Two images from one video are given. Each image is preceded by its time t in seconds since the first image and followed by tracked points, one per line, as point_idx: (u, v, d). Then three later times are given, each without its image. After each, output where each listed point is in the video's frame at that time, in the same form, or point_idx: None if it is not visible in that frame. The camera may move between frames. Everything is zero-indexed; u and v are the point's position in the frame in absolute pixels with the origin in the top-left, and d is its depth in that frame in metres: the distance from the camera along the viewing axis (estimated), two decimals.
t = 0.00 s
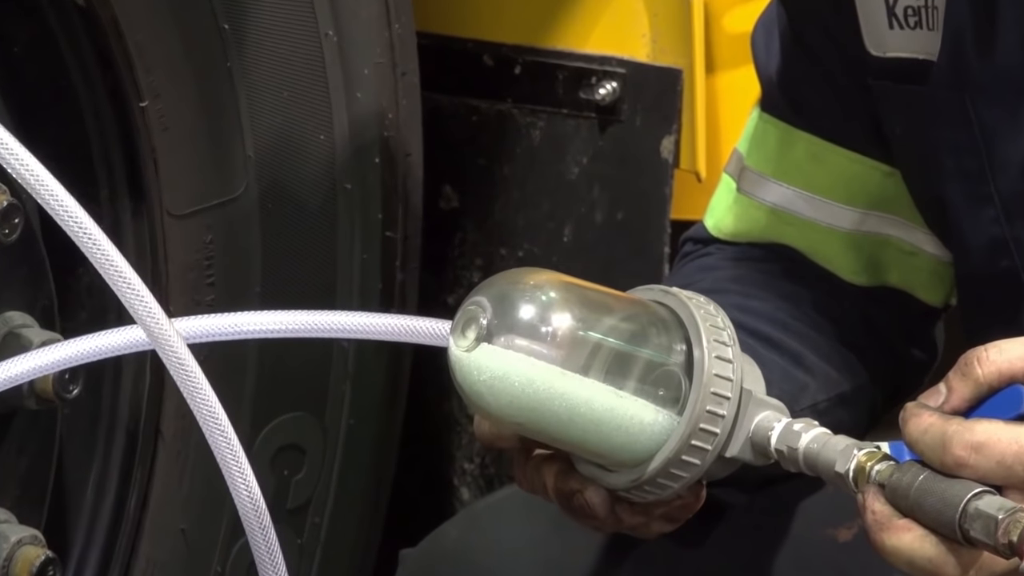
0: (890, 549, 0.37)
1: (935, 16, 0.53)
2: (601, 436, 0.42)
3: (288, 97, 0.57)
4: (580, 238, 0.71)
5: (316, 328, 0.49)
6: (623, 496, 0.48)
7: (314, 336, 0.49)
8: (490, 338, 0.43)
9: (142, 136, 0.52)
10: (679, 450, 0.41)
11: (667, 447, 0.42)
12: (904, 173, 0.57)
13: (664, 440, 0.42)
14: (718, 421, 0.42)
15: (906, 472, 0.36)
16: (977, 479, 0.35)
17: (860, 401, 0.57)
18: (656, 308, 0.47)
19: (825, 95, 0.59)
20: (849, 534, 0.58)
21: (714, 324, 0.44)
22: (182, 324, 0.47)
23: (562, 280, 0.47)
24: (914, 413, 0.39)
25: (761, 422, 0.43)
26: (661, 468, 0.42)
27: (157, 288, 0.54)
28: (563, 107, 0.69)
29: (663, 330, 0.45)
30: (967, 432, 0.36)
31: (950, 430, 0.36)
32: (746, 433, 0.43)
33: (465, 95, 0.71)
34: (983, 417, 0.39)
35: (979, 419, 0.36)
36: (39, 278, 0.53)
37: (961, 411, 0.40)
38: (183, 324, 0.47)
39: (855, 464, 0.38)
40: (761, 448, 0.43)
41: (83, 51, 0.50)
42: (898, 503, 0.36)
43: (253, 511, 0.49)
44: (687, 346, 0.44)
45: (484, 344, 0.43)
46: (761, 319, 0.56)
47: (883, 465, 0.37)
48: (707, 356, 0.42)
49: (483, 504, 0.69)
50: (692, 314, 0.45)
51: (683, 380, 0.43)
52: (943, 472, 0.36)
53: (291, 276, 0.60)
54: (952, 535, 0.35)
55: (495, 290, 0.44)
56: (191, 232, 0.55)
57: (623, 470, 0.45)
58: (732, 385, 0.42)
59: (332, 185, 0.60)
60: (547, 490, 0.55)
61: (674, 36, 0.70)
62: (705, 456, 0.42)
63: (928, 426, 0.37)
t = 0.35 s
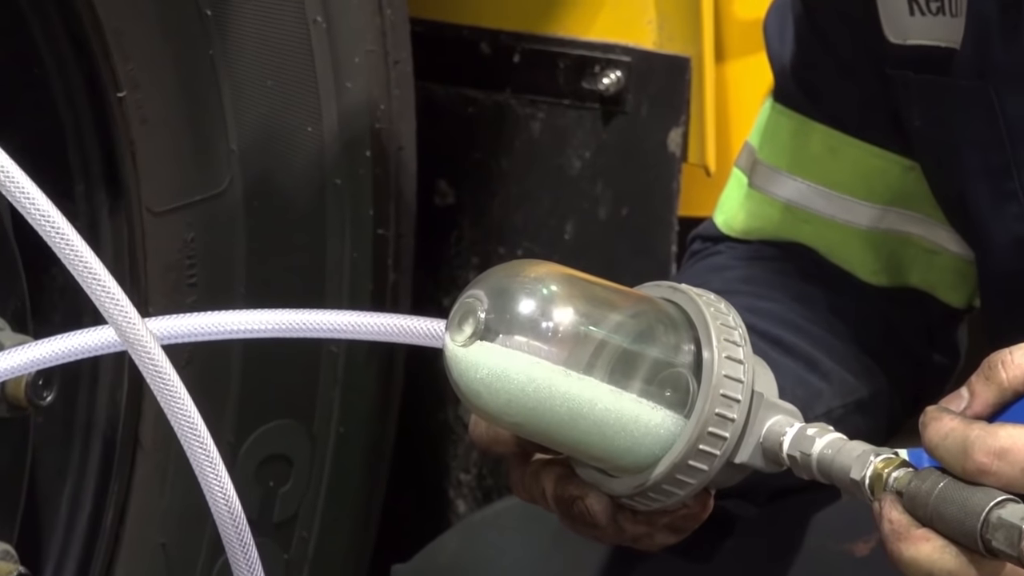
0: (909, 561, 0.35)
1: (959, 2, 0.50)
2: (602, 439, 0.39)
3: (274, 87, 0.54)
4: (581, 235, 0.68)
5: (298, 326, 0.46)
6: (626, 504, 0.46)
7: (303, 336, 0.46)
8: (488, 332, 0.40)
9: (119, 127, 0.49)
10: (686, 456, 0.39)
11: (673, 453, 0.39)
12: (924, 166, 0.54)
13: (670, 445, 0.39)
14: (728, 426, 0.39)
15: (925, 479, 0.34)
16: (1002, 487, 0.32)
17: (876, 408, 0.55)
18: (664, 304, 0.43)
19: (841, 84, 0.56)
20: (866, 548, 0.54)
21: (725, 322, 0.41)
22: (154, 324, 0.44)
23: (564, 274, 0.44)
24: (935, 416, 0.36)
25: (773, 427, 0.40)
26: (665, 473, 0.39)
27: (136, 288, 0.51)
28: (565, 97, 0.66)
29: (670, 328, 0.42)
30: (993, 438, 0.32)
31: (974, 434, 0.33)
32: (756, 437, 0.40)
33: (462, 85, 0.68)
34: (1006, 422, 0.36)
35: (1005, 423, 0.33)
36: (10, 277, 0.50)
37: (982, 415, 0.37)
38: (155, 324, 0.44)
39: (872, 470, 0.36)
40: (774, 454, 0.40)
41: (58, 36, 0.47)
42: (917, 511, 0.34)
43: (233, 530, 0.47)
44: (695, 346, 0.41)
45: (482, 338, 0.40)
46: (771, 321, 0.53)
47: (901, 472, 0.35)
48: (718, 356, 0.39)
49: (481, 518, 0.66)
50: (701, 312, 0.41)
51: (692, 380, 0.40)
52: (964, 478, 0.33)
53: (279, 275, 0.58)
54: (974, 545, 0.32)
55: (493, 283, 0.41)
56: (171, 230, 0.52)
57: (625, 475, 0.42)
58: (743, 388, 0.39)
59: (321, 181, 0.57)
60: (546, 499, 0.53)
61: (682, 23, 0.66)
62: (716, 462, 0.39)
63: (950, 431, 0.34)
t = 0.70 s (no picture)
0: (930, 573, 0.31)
1: None
2: (604, 438, 0.37)
3: (260, 73, 0.51)
4: (584, 230, 0.66)
5: (286, 323, 0.43)
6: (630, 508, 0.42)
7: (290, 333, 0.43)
8: (487, 324, 0.37)
9: (97, 115, 0.47)
10: (694, 458, 0.36)
11: (679, 455, 0.36)
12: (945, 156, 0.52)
13: (676, 446, 0.37)
14: (739, 427, 0.36)
15: (946, 482, 0.31)
16: None
17: (895, 412, 0.52)
18: (672, 297, 0.41)
19: (857, 69, 0.53)
20: (886, 561, 0.52)
21: (736, 316, 0.38)
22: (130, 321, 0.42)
23: (568, 263, 0.41)
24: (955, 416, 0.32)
25: (787, 429, 0.37)
26: (672, 476, 0.36)
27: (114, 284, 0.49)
28: (566, 84, 0.63)
29: (679, 322, 0.39)
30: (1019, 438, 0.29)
31: (998, 434, 0.30)
32: (768, 439, 0.37)
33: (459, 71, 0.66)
34: None
35: None
36: None
37: (1007, 416, 0.33)
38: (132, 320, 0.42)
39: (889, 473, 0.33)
40: (785, 459, 0.37)
41: (31, 18, 0.44)
42: (937, 516, 0.31)
43: (219, 545, 0.43)
44: (705, 342, 0.38)
45: (480, 330, 0.37)
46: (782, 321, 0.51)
47: (920, 475, 0.32)
48: (729, 353, 0.36)
49: (480, 527, 0.63)
50: (712, 305, 0.39)
51: (700, 378, 0.38)
52: (986, 483, 0.30)
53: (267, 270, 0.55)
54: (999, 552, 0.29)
55: (492, 272, 0.39)
56: (151, 225, 0.49)
57: (629, 477, 0.39)
58: (755, 386, 0.36)
59: (308, 172, 0.54)
60: (546, 502, 0.50)
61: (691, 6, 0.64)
62: (726, 465, 0.36)
63: (973, 430, 0.31)
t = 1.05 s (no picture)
0: None
1: None
2: (611, 440, 0.34)
3: (246, 60, 0.48)
4: (587, 227, 0.63)
5: (270, 322, 0.41)
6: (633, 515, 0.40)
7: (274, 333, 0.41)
8: (488, 314, 0.35)
9: (72, 107, 0.44)
10: (703, 461, 0.33)
11: (688, 456, 0.33)
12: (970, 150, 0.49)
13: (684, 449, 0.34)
14: (753, 428, 0.33)
15: (970, 490, 0.28)
16: None
17: (917, 420, 0.49)
18: (685, 293, 0.38)
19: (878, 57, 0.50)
20: None
21: (752, 313, 0.35)
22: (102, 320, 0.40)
23: (576, 252, 0.39)
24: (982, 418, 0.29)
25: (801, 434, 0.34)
26: (679, 480, 0.34)
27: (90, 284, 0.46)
28: (571, 73, 0.61)
29: (692, 318, 0.36)
30: None
31: None
32: (783, 444, 0.34)
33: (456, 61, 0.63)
34: None
35: None
36: None
37: None
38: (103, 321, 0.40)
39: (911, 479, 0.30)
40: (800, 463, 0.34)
41: None
42: (960, 526, 0.28)
43: (197, 567, 0.41)
44: (718, 340, 0.35)
45: (480, 319, 0.35)
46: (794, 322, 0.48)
47: (944, 482, 0.29)
48: (744, 354, 0.33)
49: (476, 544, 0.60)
50: (728, 301, 0.36)
51: (714, 378, 0.35)
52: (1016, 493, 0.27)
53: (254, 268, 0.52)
54: None
55: (494, 259, 0.37)
56: (127, 222, 0.47)
57: (633, 481, 0.36)
58: (771, 387, 0.33)
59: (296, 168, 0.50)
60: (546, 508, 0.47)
61: None
62: (737, 469, 0.33)
63: (1000, 434, 0.28)
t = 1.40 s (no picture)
0: None
1: None
2: (611, 435, 0.32)
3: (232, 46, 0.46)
4: (587, 220, 0.61)
5: (252, 319, 0.39)
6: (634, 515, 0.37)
7: (257, 328, 0.39)
8: (486, 299, 0.33)
9: (47, 95, 0.42)
10: (709, 456, 0.31)
11: (694, 452, 0.31)
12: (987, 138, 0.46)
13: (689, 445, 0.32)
14: (763, 422, 0.31)
15: (990, 487, 0.25)
16: None
17: (931, 421, 0.47)
18: (696, 281, 0.36)
19: (890, 40, 0.48)
20: None
21: (764, 304, 0.33)
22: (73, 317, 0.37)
23: (584, 234, 0.37)
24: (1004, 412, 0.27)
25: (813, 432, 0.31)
26: (684, 476, 0.31)
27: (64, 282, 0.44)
28: (570, 60, 0.58)
29: (701, 306, 0.34)
30: None
31: None
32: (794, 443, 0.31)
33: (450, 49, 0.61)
34: None
35: None
36: None
37: None
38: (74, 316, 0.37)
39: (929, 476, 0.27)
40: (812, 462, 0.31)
41: None
42: (979, 523, 0.25)
43: None
44: (727, 332, 0.33)
45: (477, 303, 0.34)
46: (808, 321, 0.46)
47: (963, 480, 0.27)
48: (754, 345, 0.31)
49: (471, 553, 0.58)
50: (740, 290, 0.34)
51: (722, 370, 0.32)
52: None
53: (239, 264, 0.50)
54: None
55: (496, 240, 0.35)
56: (103, 217, 0.45)
57: (632, 477, 0.34)
58: (782, 381, 0.31)
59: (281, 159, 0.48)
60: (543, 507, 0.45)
61: None
62: (745, 465, 0.31)
63: None
